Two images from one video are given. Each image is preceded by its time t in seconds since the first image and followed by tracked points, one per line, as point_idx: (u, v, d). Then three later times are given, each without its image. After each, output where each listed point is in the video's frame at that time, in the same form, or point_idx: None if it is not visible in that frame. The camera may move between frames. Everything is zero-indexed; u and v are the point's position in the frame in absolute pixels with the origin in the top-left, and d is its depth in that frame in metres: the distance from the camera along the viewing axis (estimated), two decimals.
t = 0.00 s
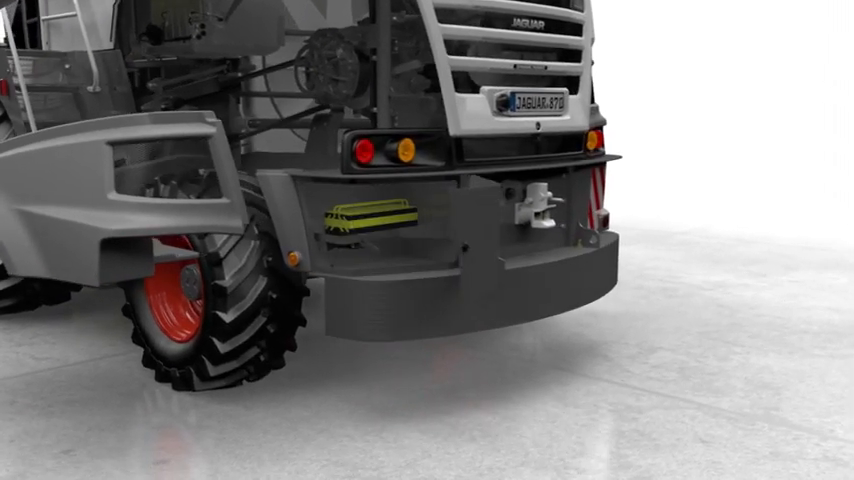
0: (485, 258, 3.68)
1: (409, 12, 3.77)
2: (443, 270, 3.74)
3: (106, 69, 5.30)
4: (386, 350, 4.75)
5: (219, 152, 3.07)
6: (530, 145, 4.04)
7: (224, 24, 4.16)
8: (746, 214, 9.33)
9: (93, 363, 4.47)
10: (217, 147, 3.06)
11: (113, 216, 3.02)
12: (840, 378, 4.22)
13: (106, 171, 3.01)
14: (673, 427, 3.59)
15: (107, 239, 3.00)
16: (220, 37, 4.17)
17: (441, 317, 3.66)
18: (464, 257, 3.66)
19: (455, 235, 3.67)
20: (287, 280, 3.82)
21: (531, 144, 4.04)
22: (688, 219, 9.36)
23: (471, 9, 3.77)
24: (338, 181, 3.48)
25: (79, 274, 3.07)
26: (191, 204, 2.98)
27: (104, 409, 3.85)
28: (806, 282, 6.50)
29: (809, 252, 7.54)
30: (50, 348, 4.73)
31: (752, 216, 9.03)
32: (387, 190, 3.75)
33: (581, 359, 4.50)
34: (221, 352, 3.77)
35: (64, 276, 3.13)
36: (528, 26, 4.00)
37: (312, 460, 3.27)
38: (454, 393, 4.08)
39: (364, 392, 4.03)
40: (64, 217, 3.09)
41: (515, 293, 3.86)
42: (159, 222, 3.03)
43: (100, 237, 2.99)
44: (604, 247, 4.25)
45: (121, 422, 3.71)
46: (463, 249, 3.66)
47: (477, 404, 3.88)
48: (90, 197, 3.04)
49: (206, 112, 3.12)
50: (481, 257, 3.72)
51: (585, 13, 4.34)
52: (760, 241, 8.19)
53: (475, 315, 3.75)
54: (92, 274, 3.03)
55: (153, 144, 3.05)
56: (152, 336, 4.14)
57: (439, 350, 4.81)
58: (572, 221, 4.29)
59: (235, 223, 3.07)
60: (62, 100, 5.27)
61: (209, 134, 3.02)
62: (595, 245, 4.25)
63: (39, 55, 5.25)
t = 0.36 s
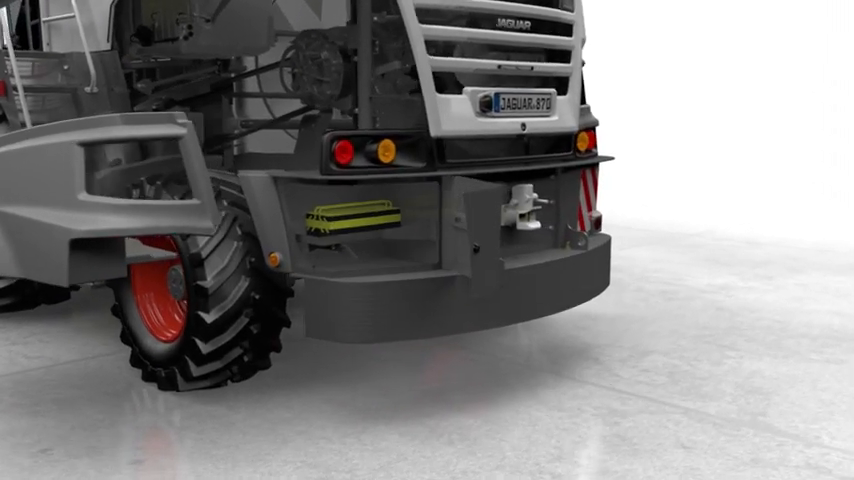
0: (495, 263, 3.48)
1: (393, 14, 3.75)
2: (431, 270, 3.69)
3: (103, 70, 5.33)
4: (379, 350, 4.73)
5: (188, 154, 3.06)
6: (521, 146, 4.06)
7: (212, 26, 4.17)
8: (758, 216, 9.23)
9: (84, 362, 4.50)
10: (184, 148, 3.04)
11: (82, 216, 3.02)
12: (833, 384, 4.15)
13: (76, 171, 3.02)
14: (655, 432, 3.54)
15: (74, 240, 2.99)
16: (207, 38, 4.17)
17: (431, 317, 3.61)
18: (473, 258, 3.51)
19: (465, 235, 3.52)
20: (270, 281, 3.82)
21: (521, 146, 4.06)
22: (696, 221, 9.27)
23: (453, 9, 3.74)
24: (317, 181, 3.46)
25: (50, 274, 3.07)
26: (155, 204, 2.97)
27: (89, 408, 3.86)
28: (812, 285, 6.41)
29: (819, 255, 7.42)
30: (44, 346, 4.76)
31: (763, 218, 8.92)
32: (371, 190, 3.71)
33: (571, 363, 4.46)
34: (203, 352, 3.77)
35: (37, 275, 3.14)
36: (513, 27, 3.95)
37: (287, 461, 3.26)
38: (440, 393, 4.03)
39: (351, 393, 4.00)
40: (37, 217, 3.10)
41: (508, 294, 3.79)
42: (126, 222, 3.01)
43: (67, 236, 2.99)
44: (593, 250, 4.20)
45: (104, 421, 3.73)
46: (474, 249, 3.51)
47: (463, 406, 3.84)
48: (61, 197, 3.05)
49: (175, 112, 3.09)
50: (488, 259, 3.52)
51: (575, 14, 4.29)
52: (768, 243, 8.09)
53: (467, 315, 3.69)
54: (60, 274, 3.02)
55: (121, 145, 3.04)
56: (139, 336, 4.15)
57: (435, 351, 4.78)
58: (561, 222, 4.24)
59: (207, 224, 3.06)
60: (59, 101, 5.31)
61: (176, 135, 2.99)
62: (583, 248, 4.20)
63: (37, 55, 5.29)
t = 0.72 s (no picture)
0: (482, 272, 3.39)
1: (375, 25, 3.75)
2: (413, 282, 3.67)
3: (102, 79, 5.37)
4: (366, 361, 4.71)
5: (159, 166, 3.08)
6: (510, 156, 4.06)
7: (201, 36, 4.21)
8: (769, 225, 9.14)
9: (75, 369, 4.52)
10: (155, 160, 3.06)
11: (53, 227, 3.05)
12: (825, 400, 4.07)
13: (48, 183, 3.06)
14: (636, 447, 3.49)
15: (42, 250, 3.02)
16: (195, 47, 4.22)
17: (413, 329, 3.58)
18: (445, 271, 3.58)
19: (438, 248, 3.58)
20: (253, 291, 3.81)
21: (510, 155, 4.06)
22: (707, 229, 9.19)
23: (436, 19, 3.71)
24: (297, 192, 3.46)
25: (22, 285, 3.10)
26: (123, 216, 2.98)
27: (73, 417, 3.88)
28: (817, 296, 6.32)
29: (827, 265, 7.33)
30: (37, 353, 4.80)
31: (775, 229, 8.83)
32: (354, 201, 3.70)
33: (561, 375, 4.42)
34: (186, 362, 3.77)
35: (11, 286, 3.17)
36: (499, 36, 3.92)
37: (261, 473, 3.25)
38: (423, 406, 3.99)
39: (333, 405, 3.98)
40: (12, 228, 3.14)
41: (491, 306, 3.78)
42: (96, 234, 3.04)
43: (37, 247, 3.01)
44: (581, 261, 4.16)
45: (86, 430, 3.74)
46: (447, 263, 3.57)
47: (447, 419, 3.81)
48: (35, 209, 3.09)
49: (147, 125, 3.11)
50: (461, 271, 3.62)
51: (565, 23, 4.25)
52: (777, 253, 8.01)
53: (448, 327, 3.66)
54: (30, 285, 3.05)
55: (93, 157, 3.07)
56: (126, 346, 4.17)
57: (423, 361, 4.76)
58: (549, 233, 4.20)
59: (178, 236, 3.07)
60: (59, 109, 5.36)
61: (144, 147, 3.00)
62: (571, 259, 4.16)
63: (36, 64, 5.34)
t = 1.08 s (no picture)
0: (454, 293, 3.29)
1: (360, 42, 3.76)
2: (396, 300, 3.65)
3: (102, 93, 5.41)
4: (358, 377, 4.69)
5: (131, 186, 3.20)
6: (501, 172, 4.02)
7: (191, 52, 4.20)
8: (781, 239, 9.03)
9: (67, 383, 4.54)
10: (128, 180, 3.19)
11: (26, 247, 3.12)
12: (819, 421, 4.00)
13: (24, 203, 3.14)
14: (620, 470, 3.44)
15: (16, 269, 3.09)
16: (186, 64, 4.22)
17: (392, 348, 3.55)
18: (421, 292, 3.58)
19: (413, 268, 3.58)
20: (238, 308, 3.81)
21: (500, 172, 4.02)
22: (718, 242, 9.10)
23: (421, 37, 3.68)
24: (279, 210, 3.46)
25: None
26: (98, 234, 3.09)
27: (59, 433, 3.90)
28: (823, 311, 6.23)
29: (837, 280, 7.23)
30: (33, 366, 4.83)
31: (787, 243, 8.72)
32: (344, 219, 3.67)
33: (552, 393, 4.38)
34: (170, 378, 3.78)
35: None
36: (485, 53, 3.89)
37: None
38: (408, 425, 3.96)
39: (319, 423, 3.97)
40: None
41: (475, 326, 3.75)
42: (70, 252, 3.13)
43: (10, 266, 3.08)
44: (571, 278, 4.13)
45: (71, 447, 3.75)
46: (421, 283, 3.57)
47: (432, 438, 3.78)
48: (8, 229, 3.16)
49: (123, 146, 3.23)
50: (439, 292, 3.61)
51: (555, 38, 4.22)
52: (788, 266, 7.91)
53: (427, 348, 3.63)
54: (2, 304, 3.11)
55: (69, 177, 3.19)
56: (116, 361, 4.18)
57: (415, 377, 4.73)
58: (539, 250, 4.16)
59: (151, 256, 3.20)
60: (59, 123, 5.41)
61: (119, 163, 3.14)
62: (561, 276, 4.13)
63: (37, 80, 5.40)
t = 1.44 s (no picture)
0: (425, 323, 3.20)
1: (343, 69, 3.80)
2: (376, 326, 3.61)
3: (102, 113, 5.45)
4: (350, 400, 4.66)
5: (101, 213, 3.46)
6: (490, 196, 4.04)
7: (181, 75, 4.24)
8: (797, 259, 8.89)
9: (60, 403, 4.57)
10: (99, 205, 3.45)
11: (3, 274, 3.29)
12: (813, 452, 3.91)
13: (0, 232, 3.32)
14: None
15: None
16: (176, 87, 4.29)
17: (367, 375, 3.53)
18: (393, 320, 3.52)
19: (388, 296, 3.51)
20: (222, 332, 3.81)
21: (490, 196, 4.04)
22: (732, 261, 8.97)
23: (405, 62, 3.67)
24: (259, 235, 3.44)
25: None
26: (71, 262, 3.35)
27: (46, 454, 3.91)
28: (832, 335, 6.11)
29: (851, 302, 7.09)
30: (29, 385, 4.87)
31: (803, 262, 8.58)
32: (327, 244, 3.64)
33: (542, 419, 4.33)
34: (153, 401, 3.79)
35: None
36: (470, 77, 3.87)
37: None
38: (390, 451, 3.92)
39: (303, 448, 3.95)
40: None
41: (456, 354, 3.70)
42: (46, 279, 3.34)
43: None
44: (560, 303, 4.08)
45: (55, 469, 3.76)
46: (394, 312, 3.51)
47: (415, 465, 3.75)
48: None
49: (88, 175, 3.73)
50: (411, 321, 3.54)
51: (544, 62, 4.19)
52: (802, 287, 7.78)
53: (404, 377, 3.59)
54: None
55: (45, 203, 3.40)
56: (105, 381, 4.20)
57: (408, 399, 4.70)
58: (527, 274, 4.13)
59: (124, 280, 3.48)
60: (60, 142, 5.46)
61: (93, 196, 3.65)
62: (550, 300, 4.09)
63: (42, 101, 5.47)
